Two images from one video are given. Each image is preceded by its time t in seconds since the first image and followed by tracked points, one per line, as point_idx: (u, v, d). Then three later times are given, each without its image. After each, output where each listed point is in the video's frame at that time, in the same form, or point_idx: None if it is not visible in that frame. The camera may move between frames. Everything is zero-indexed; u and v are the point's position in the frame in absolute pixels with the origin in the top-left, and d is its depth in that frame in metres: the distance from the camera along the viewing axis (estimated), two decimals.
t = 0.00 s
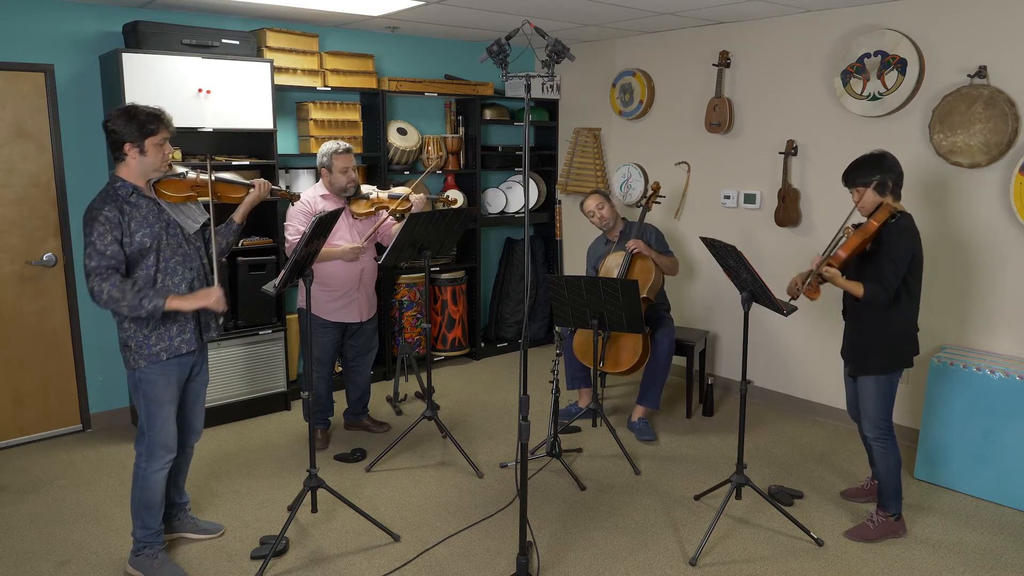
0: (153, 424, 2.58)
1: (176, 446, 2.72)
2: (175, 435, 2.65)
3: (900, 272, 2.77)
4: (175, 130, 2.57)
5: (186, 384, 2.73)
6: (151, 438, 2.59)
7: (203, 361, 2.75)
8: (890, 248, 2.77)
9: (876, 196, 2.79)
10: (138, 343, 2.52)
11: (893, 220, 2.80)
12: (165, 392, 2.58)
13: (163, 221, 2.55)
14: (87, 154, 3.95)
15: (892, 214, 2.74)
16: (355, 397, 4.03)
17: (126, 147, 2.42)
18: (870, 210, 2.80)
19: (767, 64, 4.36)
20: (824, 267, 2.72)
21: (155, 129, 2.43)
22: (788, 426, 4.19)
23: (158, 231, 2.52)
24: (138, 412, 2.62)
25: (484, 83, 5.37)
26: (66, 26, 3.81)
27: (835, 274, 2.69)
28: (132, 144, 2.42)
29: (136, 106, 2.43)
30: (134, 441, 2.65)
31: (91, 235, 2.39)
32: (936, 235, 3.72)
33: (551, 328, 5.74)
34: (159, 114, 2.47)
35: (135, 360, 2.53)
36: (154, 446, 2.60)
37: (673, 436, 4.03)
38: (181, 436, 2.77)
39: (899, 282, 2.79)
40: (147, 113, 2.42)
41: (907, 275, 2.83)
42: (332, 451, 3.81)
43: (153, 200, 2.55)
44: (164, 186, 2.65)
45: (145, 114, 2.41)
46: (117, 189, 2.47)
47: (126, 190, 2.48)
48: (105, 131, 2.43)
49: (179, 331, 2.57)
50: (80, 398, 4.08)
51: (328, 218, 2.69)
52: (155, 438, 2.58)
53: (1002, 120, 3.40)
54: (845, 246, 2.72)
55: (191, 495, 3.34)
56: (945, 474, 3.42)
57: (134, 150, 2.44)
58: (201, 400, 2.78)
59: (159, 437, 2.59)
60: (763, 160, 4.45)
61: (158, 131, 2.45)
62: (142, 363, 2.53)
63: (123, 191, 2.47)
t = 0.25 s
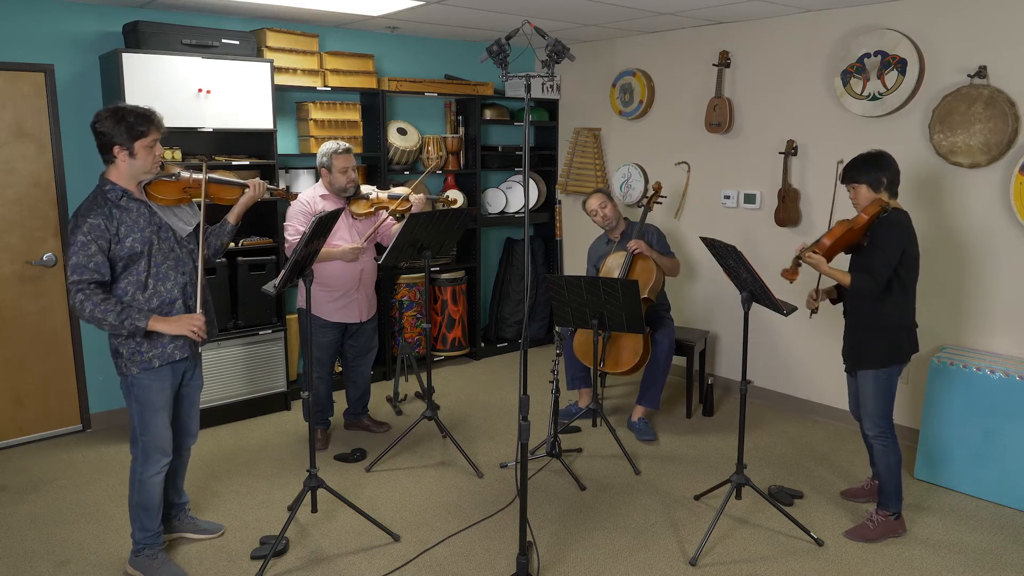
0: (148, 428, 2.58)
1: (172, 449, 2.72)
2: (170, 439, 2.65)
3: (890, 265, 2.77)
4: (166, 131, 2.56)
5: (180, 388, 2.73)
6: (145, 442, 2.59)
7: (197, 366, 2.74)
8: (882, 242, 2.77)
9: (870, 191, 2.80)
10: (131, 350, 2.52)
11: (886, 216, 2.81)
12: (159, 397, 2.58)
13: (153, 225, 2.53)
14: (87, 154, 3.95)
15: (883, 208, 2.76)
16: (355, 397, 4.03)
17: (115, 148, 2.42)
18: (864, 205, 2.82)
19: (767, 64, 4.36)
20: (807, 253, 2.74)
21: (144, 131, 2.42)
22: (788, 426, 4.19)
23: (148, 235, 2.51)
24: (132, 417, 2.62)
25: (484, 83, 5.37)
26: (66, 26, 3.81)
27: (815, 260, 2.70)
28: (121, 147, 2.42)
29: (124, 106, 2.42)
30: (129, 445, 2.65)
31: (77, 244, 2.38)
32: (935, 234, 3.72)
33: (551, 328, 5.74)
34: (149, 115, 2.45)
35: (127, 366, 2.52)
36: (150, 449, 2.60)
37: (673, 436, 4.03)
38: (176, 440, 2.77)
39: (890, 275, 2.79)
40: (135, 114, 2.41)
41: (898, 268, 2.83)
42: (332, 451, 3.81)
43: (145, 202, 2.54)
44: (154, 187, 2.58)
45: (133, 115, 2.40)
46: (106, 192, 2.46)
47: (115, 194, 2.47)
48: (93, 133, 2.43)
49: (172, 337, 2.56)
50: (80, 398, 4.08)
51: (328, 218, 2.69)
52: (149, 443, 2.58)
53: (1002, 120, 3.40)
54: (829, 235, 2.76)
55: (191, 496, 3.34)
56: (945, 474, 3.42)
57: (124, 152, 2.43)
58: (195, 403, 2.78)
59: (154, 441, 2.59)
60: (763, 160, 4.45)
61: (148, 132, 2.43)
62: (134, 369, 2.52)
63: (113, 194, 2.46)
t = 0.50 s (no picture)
0: (145, 432, 2.58)
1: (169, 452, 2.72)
2: (168, 442, 2.65)
3: (889, 266, 2.77)
4: (159, 131, 2.55)
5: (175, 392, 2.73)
6: (142, 446, 2.59)
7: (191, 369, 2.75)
8: (881, 242, 2.78)
9: (872, 190, 2.81)
10: (128, 355, 2.51)
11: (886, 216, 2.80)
12: (157, 401, 2.58)
13: (149, 228, 2.53)
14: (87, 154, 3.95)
15: (882, 208, 2.77)
16: (355, 397, 4.03)
17: (109, 151, 2.39)
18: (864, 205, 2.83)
19: (767, 64, 4.36)
20: (800, 251, 2.76)
21: (138, 132, 2.41)
22: (788, 426, 4.19)
23: (145, 238, 2.52)
24: (128, 421, 2.61)
25: (484, 83, 5.37)
26: (66, 26, 3.81)
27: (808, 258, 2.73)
28: (115, 149, 2.40)
29: (117, 107, 2.40)
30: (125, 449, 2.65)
31: (74, 249, 2.37)
32: (935, 234, 3.72)
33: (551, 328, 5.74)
34: (142, 115, 2.44)
35: (125, 371, 2.52)
36: (147, 453, 2.60)
37: (673, 436, 4.03)
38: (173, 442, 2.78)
39: (887, 276, 2.79)
40: (130, 115, 2.40)
41: (896, 269, 2.83)
42: (332, 451, 3.81)
43: (137, 205, 2.52)
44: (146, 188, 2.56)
45: (126, 116, 2.39)
46: (99, 195, 2.44)
47: (108, 197, 2.45)
48: (84, 135, 2.40)
49: (170, 341, 2.57)
50: (80, 398, 4.08)
51: (328, 218, 2.69)
52: (147, 447, 2.58)
53: (1002, 121, 3.40)
54: (824, 234, 2.78)
55: (191, 495, 3.34)
56: (945, 474, 3.42)
57: (118, 154, 2.41)
58: (191, 406, 2.78)
59: (152, 445, 2.59)
60: (763, 160, 4.45)
61: (142, 133, 2.43)
62: (132, 375, 2.52)
63: (107, 197, 2.45)
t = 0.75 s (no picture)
0: (146, 434, 2.58)
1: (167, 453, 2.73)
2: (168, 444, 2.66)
3: (894, 273, 2.77)
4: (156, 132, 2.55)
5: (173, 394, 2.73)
6: (144, 449, 2.59)
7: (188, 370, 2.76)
8: (888, 248, 2.77)
9: (879, 194, 2.79)
10: (132, 358, 2.49)
11: (893, 221, 2.79)
12: (159, 404, 2.58)
13: (148, 230, 2.54)
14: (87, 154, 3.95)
15: (891, 214, 2.75)
16: (355, 397, 4.03)
17: (110, 152, 2.39)
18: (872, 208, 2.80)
19: (767, 64, 4.36)
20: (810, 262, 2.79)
21: (141, 134, 2.42)
22: (788, 426, 4.19)
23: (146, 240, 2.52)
24: (127, 424, 2.60)
25: (484, 83, 5.37)
26: (66, 26, 3.81)
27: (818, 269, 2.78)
28: (118, 151, 2.40)
29: (118, 108, 2.39)
30: (125, 452, 2.64)
31: (82, 253, 2.36)
32: (935, 234, 3.72)
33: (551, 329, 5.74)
34: (143, 117, 2.45)
35: (128, 375, 2.50)
36: (148, 455, 2.60)
37: (673, 436, 4.03)
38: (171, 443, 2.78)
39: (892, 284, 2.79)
40: (133, 117, 2.40)
41: (902, 277, 2.83)
42: (332, 451, 3.81)
43: (134, 206, 2.52)
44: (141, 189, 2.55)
45: (130, 118, 2.39)
46: (100, 197, 2.44)
47: (110, 199, 2.45)
48: (84, 136, 2.39)
49: (172, 343, 2.59)
50: (80, 398, 4.08)
51: (328, 218, 2.69)
52: (148, 449, 2.59)
53: (1002, 121, 3.40)
54: (834, 242, 2.78)
55: (191, 496, 3.34)
56: (945, 474, 3.42)
57: (119, 156, 2.41)
58: (188, 407, 2.79)
59: (153, 447, 2.59)
60: (763, 160, 4.45)
61: (144, 135, 2.43)
62: (137, 379, 2.52)
63: (107, 200, 2.44)
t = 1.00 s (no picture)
0: (147, 435, 2.58)
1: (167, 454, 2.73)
2: (168, 445, 2.66)
3: (904, 279, 2.78)
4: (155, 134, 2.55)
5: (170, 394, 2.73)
6: (145, 450, 2.59)
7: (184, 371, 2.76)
8: (901, 253, 2.78)
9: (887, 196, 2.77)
10: (134, 360, 2.49)
11: (902, 223, 2.79)
12: (160, 405, 2.58)
13: (149, 230, 2.57)
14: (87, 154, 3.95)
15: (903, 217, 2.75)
16: (355, 397, 4.03)
17: (113, 156, 2.38)
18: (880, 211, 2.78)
19: (767, 64, 4.36)
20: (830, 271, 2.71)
21: (144, 137, 2.42)
22: (788, 426, 4.19)
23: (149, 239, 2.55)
24: (127, 426, 2.59)
25: (484, 83, 5.37)
26: (66, 26, 3.81)
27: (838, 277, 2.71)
28: (121, 155, 2.40)
29: (120, 110, 2.38)
30: (125, 453, 2.63)
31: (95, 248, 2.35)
32: (935, 234, 3.72)
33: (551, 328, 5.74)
34: (145, 119, 2.44)
35: (130, 377, 2.50)
36: (149, 456, 2.60)
37: (673, 436, 4.03)
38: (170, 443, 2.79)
39: (903, 288, 2.79)
40: (137, 119, 2.40)
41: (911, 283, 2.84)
42: (332, 451, 3.81)
43: (133, 209, 2.52)
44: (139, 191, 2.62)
45: (135, 121, 2.38)
46: (101, 197, 2.43)
47: (111, 200, 2.44)
48: (84, 137, 2.36)
49: (171, 344, 2.60)
50: (80, 398, 4.08)
51: (328, 218, 2.69)
52: (149, 450, 2.58)
53: (1002, 121, 3.40)
54: (851, 250, 2.71)
55: (191, 496, 3.34)
56: (945, 474, 3.42)
57: (122, 159, 2.41)
58: (185, 406, 2.80)
59: (154, 448, 2.59)
60: (763, 160, 4.44)
61: (147, 138, 2.44)
62: (139, 381, 2.52)
63: (109, 201, 2.43)
